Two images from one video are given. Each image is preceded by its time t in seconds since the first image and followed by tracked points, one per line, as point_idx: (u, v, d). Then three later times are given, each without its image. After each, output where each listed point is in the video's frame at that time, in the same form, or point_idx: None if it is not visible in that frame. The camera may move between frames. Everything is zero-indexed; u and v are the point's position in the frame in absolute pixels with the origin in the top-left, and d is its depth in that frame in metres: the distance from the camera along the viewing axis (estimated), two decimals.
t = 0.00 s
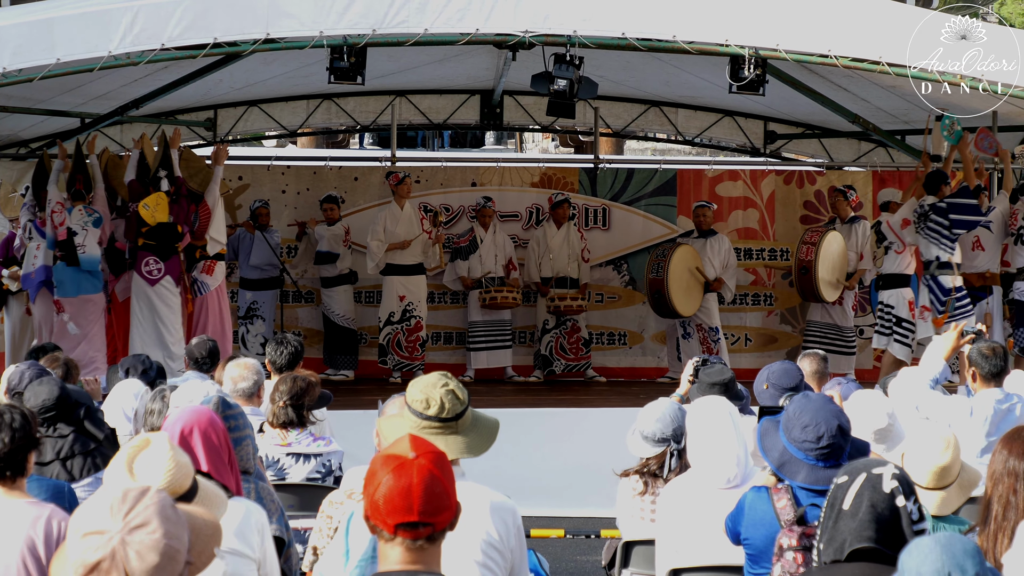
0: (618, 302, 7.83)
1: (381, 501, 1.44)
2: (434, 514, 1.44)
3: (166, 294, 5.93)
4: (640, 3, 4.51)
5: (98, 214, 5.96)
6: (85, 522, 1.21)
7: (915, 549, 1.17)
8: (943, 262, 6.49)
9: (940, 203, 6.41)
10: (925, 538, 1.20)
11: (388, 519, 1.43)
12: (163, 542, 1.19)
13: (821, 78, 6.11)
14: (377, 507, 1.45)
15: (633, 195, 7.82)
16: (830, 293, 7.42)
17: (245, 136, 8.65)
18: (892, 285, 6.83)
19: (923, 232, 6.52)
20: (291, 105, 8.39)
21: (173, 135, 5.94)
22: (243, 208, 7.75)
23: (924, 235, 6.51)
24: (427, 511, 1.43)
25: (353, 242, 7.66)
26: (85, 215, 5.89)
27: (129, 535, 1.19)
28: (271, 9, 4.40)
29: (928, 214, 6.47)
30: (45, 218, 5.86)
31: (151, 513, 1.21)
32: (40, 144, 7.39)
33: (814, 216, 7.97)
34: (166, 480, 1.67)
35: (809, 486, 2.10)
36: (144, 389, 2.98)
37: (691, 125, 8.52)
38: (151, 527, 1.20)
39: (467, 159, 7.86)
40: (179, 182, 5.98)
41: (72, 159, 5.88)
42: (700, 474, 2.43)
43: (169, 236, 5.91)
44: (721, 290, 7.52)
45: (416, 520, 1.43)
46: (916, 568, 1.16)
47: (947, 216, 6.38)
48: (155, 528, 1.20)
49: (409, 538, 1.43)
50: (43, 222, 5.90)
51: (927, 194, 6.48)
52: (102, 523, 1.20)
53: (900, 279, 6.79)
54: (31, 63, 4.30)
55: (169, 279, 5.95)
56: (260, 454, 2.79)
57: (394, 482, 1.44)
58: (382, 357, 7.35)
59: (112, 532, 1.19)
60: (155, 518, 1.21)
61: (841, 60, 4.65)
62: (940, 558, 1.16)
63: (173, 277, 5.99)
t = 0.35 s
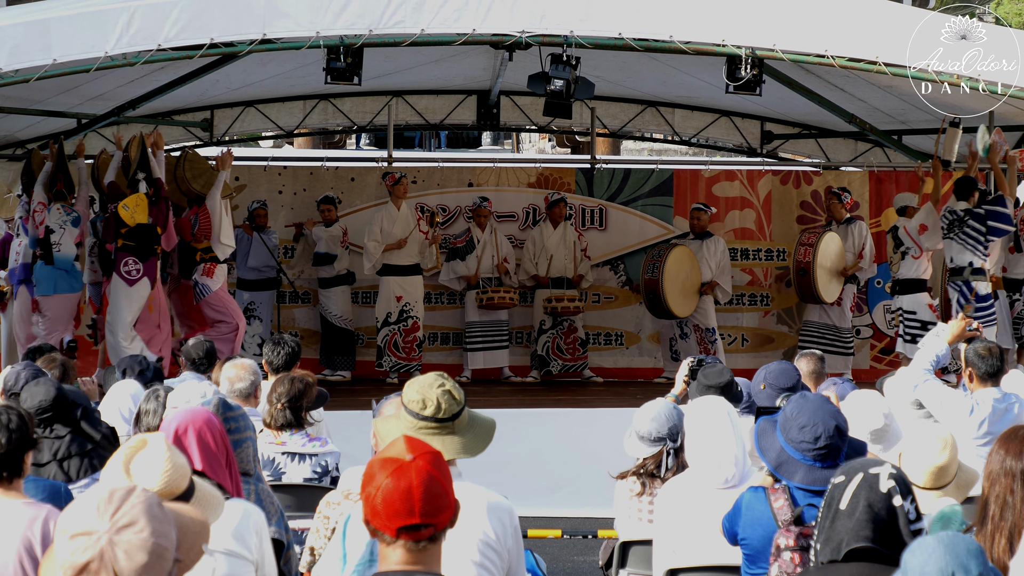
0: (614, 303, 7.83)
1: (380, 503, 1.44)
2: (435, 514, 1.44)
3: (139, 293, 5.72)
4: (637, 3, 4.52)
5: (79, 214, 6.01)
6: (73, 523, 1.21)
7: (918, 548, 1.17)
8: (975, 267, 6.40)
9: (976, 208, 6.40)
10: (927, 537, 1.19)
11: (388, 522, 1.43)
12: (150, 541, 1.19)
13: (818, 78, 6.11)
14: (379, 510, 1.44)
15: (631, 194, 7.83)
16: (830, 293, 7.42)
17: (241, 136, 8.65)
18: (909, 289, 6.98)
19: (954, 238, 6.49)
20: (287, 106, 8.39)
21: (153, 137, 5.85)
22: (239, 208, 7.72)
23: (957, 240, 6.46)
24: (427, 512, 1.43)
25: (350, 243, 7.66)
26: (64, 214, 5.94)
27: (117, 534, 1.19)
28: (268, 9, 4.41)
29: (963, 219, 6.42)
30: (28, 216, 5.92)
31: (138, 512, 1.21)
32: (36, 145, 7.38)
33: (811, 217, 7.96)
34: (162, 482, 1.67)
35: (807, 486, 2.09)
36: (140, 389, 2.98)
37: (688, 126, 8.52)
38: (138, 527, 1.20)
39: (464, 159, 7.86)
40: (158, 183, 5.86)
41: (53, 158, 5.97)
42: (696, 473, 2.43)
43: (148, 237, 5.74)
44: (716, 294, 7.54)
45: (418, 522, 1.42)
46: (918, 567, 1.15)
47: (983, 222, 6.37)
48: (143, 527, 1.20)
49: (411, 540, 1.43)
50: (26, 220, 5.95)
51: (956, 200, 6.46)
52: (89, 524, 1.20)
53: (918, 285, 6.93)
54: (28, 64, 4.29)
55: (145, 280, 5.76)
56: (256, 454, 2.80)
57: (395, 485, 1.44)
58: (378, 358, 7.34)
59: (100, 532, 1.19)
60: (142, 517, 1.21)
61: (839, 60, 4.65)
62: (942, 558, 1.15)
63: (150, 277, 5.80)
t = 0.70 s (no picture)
0: (612, 303, 7.83)
1: (379, 506, 1.43)
2: (435, 512, 1.44)
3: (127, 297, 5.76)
4: (635, 4, 4.52)
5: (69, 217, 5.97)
6: (69, 524, 1.21)
7: (916, 548, 1.17)
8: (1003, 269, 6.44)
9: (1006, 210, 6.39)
10: (927, 538, 1.19)
11: (389, 524, 1.42)
12: (148, 539, 1.20)
13: (815, 78, 6.11)
14: (379, 512, 1.43)
15: (628, 194, 7.83)
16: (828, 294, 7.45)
17: (239, 136, 8.65)
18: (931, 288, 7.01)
19: (980, 238, 6.51)
20: (285, 106, 8.39)
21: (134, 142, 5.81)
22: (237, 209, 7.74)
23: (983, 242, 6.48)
24: (428, 511, 1.43)
25: (348, 244, 7.66)
26: (55, 217, 5.90)
27: (115, 533, 1.19)
28: (266, 9, 4.41)
29: (990, 221, 6.44)
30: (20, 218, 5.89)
31: (135, 510, 1.21)
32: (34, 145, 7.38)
33: (808, 217, 7.96)
34: (160, 481, 1.67)
35: (805, 486, 2.05)
36: (138, 390, 2.98)
37: (686, 126, 8.51)
38: (136, 525, 1.20)
39: (461, 160, 7.86)
40: (145, 187, 5.84)
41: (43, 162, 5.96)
42: (694, 473, 2.41)
43: (130, 244, 5.75)
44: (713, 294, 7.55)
45: (420, 521, 1.43)
46: (917, 566, 1.15)
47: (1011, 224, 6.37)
48: (140, 525, 1.20)
49: (414, 540, 1.43)
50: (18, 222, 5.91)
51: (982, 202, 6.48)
52: (85, 523, 1.19)
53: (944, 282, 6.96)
54: (25, 64, 4.30)
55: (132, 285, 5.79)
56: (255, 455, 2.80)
57: (394, 485, 1.44)
58: (376, 360, 7.33)
59: (98, 531, 1.19)
60: (139, 515, 1.21)
61: (836, 60, 4.64)
62: (941, 558, 1.15)
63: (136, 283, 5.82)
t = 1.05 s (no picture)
0: (610, 303, 7.83)
1: (378, 504, 1.43)
2: (433, 507, 1.44)
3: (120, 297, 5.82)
4: (633, 4, 4.52)
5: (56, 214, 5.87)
6: (65, 523, 1.21)
7: (912, 550, 1.17)
8: None
9: None
10: (921, 539, 1.19)
11: (389, 522, 1.42)
12: (147, 535, 1.20)
13: (813, 79, 6.12)
14: (378, 510, 1.43)
15: (626, 195, 7.84)
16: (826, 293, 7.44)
17: (236, 136, 8.65)
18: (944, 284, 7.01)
19: (1004, 234, 6.49)
20: (283, 106, 8.40)
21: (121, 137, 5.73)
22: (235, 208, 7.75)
23: (1008, 237, 6.46)
24: (427, 505, 1.44)
25: (346, 243, 7.66)
26: (43, 216, 5.85)
27: (114, 530, 1.19)
28: (264, 9, 4.42)
29: (1014, 217, 6.41)
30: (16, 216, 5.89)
31: (132, 508, 1.21)
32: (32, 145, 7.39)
33: (806, 217, 7.96)
34: (158, 481, 1.66)
35: (803, 487, 2.03)
36: (136, 390, 2.99)
37: (684, 126, 8.51)
38: (134, 522, 1.20)
39: (459, 160, 7.86)
40: (128, 182, 5.82)
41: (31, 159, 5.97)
42: (694, 473, 2.41)
43: (101, 237, 5.69)
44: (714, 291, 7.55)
45: (420, 516, 1.43)
46: (915, 566, 1.15)
47: None
48: (139, 522, 1.20)
49: (413, 536, 1.43)
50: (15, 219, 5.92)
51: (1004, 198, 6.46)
52: (84, 521, 1.19)
53: (956, 279, 6.97)
54: (22, 65, 4.29)
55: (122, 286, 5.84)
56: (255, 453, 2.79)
57: (393, 481, 1.43)
58: (374, 360, 7.32)
59: (96, 528, 1.19)
60: (137, 512, 1.21)
61: (834, 60, 4.64)
62: (937, 556, 1.15)
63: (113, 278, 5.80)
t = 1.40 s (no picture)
0: (608, 303, 7.83)
1: (371, 503, 1.42)
2: (426, 504, 1.45)
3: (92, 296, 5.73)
4: (633, 4, 4.52)
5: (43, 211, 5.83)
6: (46, 525, 1.20)
7: (899, 554, 1.17)
8: None
9: None
10: (906, 543, 1.19)
11: (384, 522, 1.42)
12: (129, 534, 1.20)
13: (811, 78, 6.12)
14: (372, 509, 1.42)
15: (624, 195, 7.83)
16: (824, 293, 7.45)
17: (235, 136, 8.65)
18: (956, 284, 6.93)
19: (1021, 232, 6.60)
20: (281, 106, 8.41)
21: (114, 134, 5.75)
22: (234, 208, 7.76)
23: None
24: (420, 503, 1.44)
25: (344, 243, 7.66)
26: (30, 214, 5.82)
27: (95, 531, 1.19)
28: (263, 9, 4.42)
29: None
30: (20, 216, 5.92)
31: (113, 507, 1.21)
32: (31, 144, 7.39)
33: (805, 217, 7.97)
34: (157, 481, 1.66)
35: (801, 487, 2.04)
36: (136, 390, 2.99)
37: (683, 126, 8.51)
38: (115, 521, 1.20)
39: (458, 159, 7.86)
40: (111, 181, 5.82)
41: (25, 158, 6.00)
42: (694, 473, 2.40)
43: (76, 236, 5.69)
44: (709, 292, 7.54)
45: (414, 514, 1.43)
46: (902, 569, 1.16)
47: None
48: (120, 521, 1.21)
49: (407, 535, 1.43)
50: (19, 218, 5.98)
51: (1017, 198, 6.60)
52: (65, 523, 1.19)
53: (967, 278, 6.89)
54: (21, 64, 4.29)
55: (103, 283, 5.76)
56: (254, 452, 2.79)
57: (385, 480, 1.44)
58: (373, 360, 7.31)
59: (78, 530, 1.19)
60: (118, 511, 1.21)
61: (833, 60, 4.64)
62: (924, 560, 1.16)
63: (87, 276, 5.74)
